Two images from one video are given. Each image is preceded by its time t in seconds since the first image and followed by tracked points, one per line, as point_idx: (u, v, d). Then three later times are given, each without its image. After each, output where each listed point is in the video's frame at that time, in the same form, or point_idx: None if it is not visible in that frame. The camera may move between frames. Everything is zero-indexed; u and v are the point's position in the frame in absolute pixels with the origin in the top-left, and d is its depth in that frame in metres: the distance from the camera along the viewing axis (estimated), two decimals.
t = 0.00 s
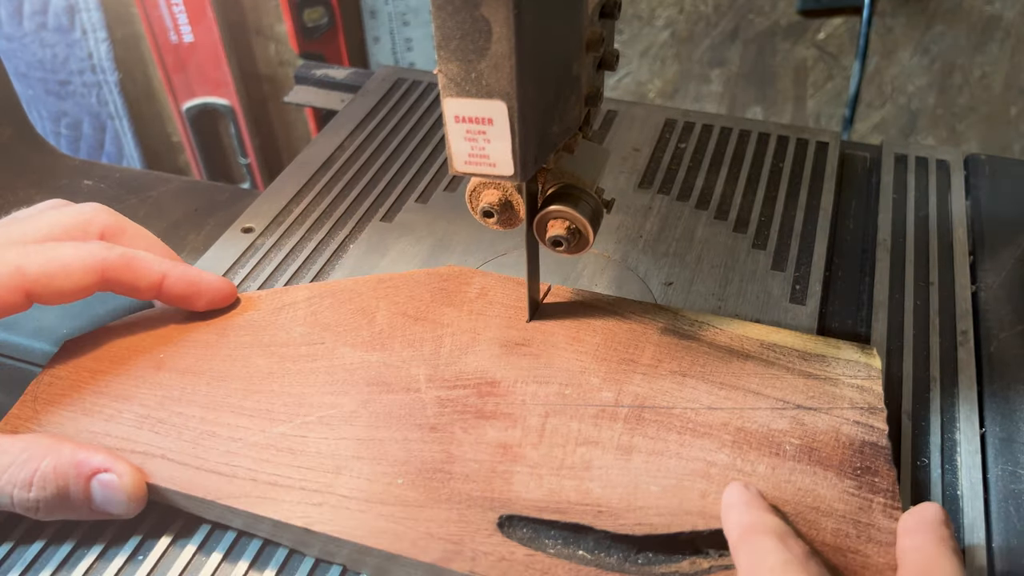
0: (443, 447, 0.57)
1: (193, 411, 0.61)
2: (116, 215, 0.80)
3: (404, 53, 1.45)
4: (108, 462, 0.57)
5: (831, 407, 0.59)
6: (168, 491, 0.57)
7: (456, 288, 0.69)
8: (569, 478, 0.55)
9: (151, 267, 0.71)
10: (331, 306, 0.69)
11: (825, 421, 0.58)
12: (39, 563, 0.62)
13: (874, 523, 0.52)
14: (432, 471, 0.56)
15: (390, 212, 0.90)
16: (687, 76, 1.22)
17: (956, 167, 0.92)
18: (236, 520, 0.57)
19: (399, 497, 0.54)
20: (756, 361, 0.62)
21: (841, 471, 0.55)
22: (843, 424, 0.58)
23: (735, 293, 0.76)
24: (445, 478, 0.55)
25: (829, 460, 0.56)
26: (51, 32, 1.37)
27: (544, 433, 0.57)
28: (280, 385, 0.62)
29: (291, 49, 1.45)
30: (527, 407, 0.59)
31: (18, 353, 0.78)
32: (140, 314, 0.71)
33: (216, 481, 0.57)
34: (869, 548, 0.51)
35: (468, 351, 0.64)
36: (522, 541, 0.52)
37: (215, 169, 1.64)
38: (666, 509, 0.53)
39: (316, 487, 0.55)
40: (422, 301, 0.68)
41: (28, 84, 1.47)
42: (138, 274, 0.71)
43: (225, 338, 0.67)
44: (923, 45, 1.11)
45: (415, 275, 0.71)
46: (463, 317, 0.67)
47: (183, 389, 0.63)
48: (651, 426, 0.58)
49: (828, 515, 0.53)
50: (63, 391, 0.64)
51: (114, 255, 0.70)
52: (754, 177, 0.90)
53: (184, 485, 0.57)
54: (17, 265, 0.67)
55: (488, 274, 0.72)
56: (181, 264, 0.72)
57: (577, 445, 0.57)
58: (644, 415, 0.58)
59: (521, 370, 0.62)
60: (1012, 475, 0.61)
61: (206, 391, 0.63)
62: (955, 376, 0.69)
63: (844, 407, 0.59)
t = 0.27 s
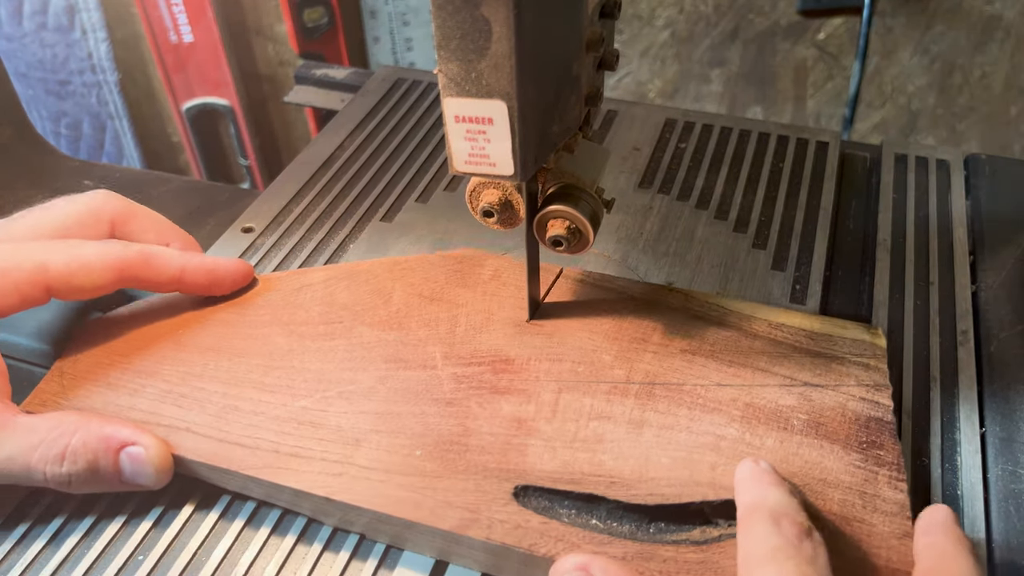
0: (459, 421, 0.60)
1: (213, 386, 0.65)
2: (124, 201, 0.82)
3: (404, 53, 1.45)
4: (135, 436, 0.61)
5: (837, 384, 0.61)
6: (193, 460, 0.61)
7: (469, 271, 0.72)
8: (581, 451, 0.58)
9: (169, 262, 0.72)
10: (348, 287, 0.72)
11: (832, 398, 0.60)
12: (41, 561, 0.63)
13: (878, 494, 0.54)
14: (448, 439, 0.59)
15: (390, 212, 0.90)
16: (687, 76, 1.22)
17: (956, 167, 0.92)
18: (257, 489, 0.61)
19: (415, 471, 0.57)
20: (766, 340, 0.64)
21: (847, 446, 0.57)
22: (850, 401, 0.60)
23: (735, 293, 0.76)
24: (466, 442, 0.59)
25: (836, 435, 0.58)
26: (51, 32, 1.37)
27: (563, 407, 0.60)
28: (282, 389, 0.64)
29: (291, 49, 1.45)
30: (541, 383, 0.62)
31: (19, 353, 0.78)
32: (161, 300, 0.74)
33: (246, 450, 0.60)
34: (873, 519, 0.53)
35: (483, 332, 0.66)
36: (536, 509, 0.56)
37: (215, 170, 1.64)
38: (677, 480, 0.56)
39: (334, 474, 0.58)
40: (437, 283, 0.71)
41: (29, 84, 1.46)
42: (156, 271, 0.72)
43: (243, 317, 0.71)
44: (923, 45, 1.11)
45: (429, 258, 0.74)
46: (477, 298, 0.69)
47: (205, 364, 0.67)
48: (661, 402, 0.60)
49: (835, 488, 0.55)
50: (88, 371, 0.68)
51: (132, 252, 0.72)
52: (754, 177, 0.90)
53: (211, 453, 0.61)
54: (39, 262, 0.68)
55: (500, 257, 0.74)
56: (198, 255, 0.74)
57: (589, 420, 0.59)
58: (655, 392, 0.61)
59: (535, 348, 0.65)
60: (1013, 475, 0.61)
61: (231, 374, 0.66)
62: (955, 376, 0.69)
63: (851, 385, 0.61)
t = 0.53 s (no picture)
0: (471, 401, 0.61)
1: (232, 366, 0.66)
2: (133, 193, 0.82)
3: (404, 53, 1.45)
4: (153, 415, 0.61)
5: (841, 368, 0.62)
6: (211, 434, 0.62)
7: (481, 257, 0.73)
8: (591, 431, 0.58)
9: (179, 255, 0.72)
10: (362, 273, 0.72)
11: (836, 382, 0.61)
12: (40, 563, 0.61)
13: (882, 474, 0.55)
14: (464, 421, 0.60)
15: (390, 212, 0.90)
16: (687, 76, 1.22)
17: (956, 167, 0.92)
18: (272, 466, 0.62)
19: (429, 446, 0.58)
20: (773, 326, 0.65)
21: (851, 428, 0.58)
22: (854, 385, 0.61)
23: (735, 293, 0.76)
24: (480, 419, 0.60)
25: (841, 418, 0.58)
26: (51, 32, 1.37)
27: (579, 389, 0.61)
28: (286, 383, 0.64)
29: (291, 49, 1.45)
30: (551, 366, 0.63)
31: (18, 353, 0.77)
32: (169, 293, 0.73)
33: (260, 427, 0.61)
34: (876, 500, 0.54)
35: (493, 316, 0.67)
36: (546, 487, 0.56)
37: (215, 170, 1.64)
38: (683, 460, 0.56)
39: (348, 455, 0.58)
40: (448, 269, 0.72)
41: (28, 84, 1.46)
42: (166, 266, 0.71)
43: (261, 299, 0.71)
44: (923, 45, 1.11)
45: (441, 244, 0.75)
46: (488, 284, 0.70)
47: (222, 345, 0.68)
48: (668, 384, 0.61)
49: (839, 470, 0.55)
50: (98, 363, 0.68)
51: (143, 249, 0.71)
52: (754, 177, 0.90)
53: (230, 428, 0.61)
54: (51, 257, 0.68)
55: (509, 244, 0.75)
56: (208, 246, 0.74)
57: (598, 402, 0.60)
58: (662, 374, 0.62)
59: (544, 332, 0.65)
60: (1012, 475, 0.61)
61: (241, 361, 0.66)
62: (955, 377, 0.69)
63: (855, 369, 0.62)
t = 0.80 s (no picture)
0: (472, 399, 0.61)
1: (235, 362, 0.66)
2: (135, 191, 0.81)
3: (404, 53, 1.44)
4: (154, 410, 0.61)
5: (843, 368, 0.62)
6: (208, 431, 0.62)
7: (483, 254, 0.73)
8: (590, 430, 0.58)
9: (180, 258, 0.71)
10: (365, 270, 0.72)
11: (837, 382, 0.61)
12: (37, 565, 0.61)
13: (880, 473, 0.55)
14: (470, 414, 0.60)
15: (389, 213, 0.90)
16: (687, 76, 1.22)
17: (956, 168, 0.91)
18: (272, 462, 0.62)
19: (428, 446, 0.58)
20: (774, 326, 0.65)
21: (852, 429, 0.58)
22: (855, 385, 0.61)
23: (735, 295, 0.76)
24: (482, 415, 0.60)
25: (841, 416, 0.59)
26: (51, 32, 1.37)
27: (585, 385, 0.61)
28: (286, 386, 0.63)
29: (291, 49, 1.45)
30: (551, 364, 0.63)
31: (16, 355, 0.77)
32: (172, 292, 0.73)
33: (264, 424, 0.61)
34: (874, 499, 0.54)
35: (494, 314, 0.67)
36: (545, 486, 0.56)
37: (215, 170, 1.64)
38: (683, 459, 0.56)
39: (346, 456, 0.58)
40: (450, 265, 0.72)
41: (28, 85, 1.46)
42: (168, 269, 0.71)
43: (264, 296, 0.72)
44: (923, 45, 1.11)
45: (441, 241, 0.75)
46: (490, 281, 0.70)
47: (227, 342, 0.68)
48: (669, 383, 0.61)
49: (838, 469, 0.55)
50: (101, 360, 0.68)
51: (145, 253, 0.71)
52: (754, 178, 0.90)
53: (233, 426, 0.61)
54: (52, 261, 0.67)
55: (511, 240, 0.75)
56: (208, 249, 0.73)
57: (599, 401, 0.60)
58: (663, 373, 0.62)
59: (545, 331, 0.66)
60: (1012, 477, 0.61)
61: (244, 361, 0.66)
62: (954, 379, 0.69)
63: (856, 369, 0.62)
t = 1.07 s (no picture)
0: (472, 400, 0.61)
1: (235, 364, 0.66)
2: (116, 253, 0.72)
3: (404, 53, 1.44)
4: (101, 530, 0.51)
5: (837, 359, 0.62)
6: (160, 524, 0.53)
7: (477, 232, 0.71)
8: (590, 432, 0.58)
9: (158, 335, 0.61)
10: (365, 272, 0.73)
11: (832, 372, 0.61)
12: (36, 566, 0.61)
13: (876, 470, 0.53)
14: (456, 409, 0.58)
15: (389, 213, 0.90)
16: (687, 76, 1.22)
17: (956, 169, 0.91)
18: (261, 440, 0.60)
19: (425, 427, 0.57)
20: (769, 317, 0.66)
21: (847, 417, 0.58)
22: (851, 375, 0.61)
23: (734, 295, 0.76)
24: (470, 418, 0.57)
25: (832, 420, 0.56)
26: (51, 32, 1.37)
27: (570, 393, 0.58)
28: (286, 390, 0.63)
29: (291, 49, 1.45)
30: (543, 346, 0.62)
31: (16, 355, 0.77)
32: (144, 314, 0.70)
33: (263, 423, 0.58)
34: (871, 494, 0.51)
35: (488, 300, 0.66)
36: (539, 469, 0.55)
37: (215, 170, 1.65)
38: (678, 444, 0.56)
39: (342, 445, 0.56)
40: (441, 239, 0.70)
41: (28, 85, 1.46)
42: (143, 346, 0.60)
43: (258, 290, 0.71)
44: (923, 45, 1.11)
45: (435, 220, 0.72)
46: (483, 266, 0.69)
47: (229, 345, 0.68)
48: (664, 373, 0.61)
49: (832, 467, 0.53)
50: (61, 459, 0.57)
51: (117, 326, 0.60)
52: (754, 178, 0.90)
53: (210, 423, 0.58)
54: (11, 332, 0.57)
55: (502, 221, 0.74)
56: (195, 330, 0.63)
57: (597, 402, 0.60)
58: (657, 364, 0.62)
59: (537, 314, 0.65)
60: (1011, 479, 0.61)
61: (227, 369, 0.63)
62: (954, 379, 0.69)
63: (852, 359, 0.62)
